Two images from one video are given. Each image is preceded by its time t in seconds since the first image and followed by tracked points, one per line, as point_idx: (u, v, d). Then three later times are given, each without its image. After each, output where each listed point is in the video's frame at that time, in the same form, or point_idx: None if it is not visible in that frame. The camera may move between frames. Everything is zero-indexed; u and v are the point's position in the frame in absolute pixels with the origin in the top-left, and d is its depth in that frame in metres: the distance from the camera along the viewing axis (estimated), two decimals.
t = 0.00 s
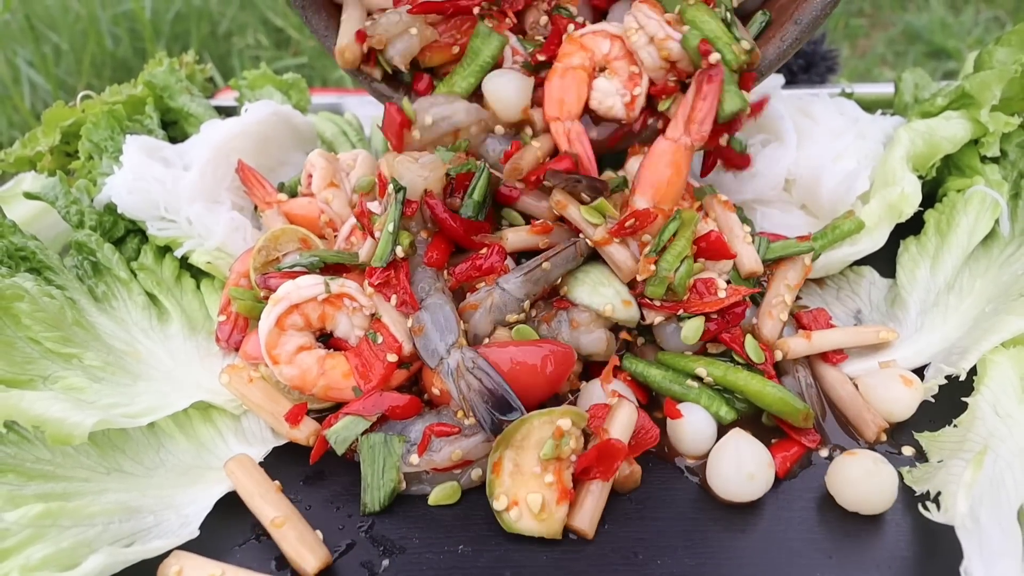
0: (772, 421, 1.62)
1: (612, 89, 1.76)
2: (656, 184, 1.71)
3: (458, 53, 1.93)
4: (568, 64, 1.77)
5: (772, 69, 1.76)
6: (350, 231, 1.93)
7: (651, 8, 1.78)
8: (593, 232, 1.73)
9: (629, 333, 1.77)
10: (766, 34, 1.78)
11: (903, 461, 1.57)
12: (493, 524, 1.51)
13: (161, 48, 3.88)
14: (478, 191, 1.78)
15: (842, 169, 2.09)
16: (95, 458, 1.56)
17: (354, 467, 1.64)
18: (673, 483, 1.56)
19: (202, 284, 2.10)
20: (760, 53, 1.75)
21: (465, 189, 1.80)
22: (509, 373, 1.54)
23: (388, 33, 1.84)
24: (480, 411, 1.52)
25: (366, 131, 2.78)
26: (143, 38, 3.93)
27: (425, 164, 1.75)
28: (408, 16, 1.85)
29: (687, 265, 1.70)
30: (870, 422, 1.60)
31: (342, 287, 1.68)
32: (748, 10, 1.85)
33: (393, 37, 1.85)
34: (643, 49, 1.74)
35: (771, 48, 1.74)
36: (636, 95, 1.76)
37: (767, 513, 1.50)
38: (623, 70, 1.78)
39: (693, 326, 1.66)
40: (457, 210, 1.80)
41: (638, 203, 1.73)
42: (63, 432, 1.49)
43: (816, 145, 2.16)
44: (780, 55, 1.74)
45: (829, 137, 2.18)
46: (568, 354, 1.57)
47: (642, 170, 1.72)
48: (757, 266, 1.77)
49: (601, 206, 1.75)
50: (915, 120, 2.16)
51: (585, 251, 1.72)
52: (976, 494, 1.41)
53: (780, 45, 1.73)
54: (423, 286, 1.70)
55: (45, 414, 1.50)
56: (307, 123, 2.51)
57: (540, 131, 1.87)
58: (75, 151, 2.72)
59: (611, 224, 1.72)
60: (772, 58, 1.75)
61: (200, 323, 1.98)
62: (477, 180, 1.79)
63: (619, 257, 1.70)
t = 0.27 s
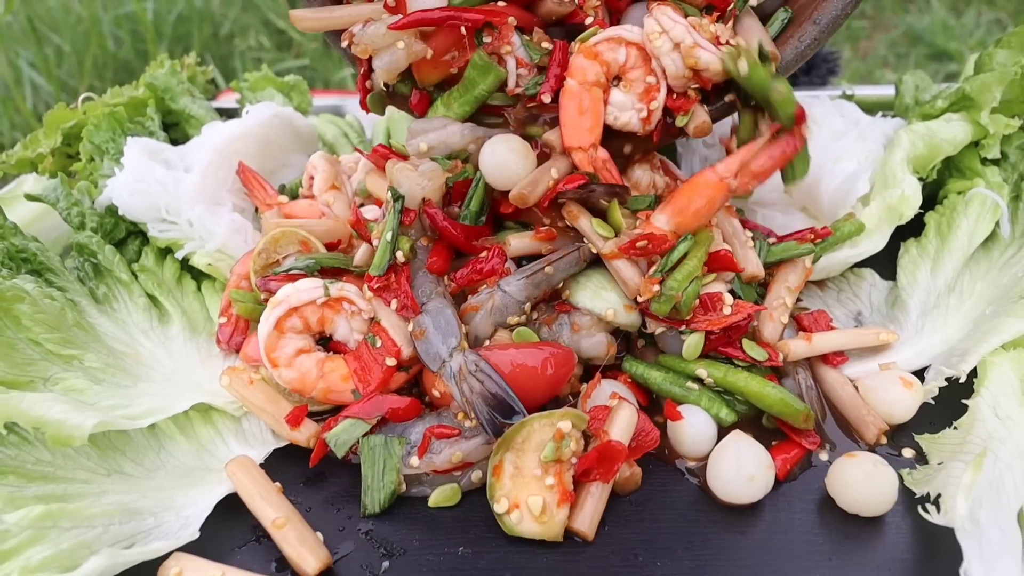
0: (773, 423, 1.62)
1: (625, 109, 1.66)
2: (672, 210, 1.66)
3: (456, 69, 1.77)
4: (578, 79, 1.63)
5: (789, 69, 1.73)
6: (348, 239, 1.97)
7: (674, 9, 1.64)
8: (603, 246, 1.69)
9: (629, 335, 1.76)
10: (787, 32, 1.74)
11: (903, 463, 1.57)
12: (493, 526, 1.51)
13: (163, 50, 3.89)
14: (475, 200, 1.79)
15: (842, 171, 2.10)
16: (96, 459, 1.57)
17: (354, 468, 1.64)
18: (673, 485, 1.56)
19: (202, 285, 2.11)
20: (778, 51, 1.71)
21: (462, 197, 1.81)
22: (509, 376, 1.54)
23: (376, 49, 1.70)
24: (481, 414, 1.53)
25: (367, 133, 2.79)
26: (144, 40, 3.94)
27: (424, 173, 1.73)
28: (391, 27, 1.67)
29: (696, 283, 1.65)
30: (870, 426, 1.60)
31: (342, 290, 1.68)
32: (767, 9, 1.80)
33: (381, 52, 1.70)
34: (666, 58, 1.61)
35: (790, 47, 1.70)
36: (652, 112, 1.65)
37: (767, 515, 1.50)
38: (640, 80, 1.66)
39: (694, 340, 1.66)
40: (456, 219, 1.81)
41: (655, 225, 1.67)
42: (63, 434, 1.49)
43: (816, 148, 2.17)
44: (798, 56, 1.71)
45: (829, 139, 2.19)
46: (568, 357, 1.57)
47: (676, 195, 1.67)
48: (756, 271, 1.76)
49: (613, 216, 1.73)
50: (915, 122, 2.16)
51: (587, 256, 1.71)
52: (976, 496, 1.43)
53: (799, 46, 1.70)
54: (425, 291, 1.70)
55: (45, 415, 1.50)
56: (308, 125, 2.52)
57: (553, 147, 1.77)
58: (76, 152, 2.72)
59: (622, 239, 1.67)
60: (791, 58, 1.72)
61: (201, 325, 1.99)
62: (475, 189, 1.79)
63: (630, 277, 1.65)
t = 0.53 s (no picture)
0: (774, 425, 1.62)
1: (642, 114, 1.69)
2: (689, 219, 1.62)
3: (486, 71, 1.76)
4: (600, 82, 1.66)
5: (804, 65, 1.65)
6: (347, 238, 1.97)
7: (692, 10, 1.66)
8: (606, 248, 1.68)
9: (630, 336, 1.75)
10: (800, 28, 1.66)
11: (905, 466, 1.57)
12: (493, 528, 1.51)
13: (163, 50, 3.89)
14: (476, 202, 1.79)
15: (842, 173, 2.10)
16: (95, 461, 1.56)
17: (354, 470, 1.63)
18: (673, 487, 1.55)
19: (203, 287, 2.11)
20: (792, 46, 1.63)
21: (464, 199, 1.82)
22: (510, 378, 1.54)
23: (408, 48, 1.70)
24: (481, 417, 1.52)
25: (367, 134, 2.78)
26: (145, 40, 3.94)
27: (426, 174, 1.73)
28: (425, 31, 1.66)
29: (699, 289, 1.64)
30: (871, 428, 1.60)
31: (341, 292, 1.68)
32: (781, 6, 1.73)
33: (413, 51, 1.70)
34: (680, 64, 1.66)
35: (802, 44, 1.63)
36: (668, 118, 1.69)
37: (768, 517, 1.49)
38: (661, 79, 1.68)
39: (695, 343, 1.65)
40: (457, 219, 1.81)
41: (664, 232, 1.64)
42: (62, 436, 1.49)
43: (817, 149, 2.16)
44: (813, 52, 1.62)
45: (831, 140, 2.18)
46: (569, 358, 1.57)
47: (696, 205, 1.62)
48: (755, 273, 1.75)
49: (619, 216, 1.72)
50: (916, 124, 2.16)
51: (588, 257, 1.71)
52: (977, 500, 1.42)
53: (812, 42, 1.62)
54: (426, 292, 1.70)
55: (44, 418, 1.51)
56: (308, 126, 2.52)
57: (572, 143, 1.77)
58: (76, 153, 2.72)
59: (629, 241, 1.66)
60: (806, 54, 1.63)
61: (201, 327, 1.98)
62: (477, 191, 1.79)
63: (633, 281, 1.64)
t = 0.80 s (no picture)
0: (774, 430, 1.61)
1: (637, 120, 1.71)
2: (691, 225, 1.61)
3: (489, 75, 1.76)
4: (601, 92, 1.72)
5: (798, 62, 1.68)
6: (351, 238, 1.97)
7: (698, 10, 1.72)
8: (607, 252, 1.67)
9: (630, 340, 1.75)
10: (794, 26, 1.71)
11: (905, 471, 1.57)
12: (494, 534, 1.50)
13: (164, 51, 3.89)
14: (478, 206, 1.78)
15: (843, 176, 2.10)
16: (94, 466, 1.57)
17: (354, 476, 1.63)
18: (674, 492, 1.55)
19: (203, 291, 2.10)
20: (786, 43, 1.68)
21: (464, 204, 1.80)
22: (510, 383, 1.53)
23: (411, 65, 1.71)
24: (481, 423, 1.52)
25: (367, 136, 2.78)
26: (145, 41, 3.93)
27: (426, 179, 1.71)
28: (417, 48, 1.66)
29: (699, 296, 1.64)
30: (871, 434, 1.60)
31: (342, 297, 1.68)
32: (775, 6, 1.78)
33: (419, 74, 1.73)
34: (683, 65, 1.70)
35: (794, 42, 1.67)
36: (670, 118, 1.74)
37: (769, 523, 1.49)
38: (663, 85, 1.73)
39: (696, 348, 1.64)
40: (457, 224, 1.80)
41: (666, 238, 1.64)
42: (61, 442, 1.49)
43: (818, 152, 2.16)
44: (805, 50, 1.66)
45: (832, 143, 2.18)
46: (569, 363, 1.57)
47: (700, 211, 1.62)
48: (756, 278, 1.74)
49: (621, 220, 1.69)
50: (916, 127, 2.16)
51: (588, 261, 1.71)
52: (978, 506, 1.42)
53: (804, 40, 1.66)
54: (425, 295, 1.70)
55: (44, 423, 1.51)
56: (309, 128, 2.52)
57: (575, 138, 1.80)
58: (76, 155, 2.72)
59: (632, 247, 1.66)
60: (798, 52, 1.67)
61: (201, 330, 1.98)
62: (477, 196, 1.78)
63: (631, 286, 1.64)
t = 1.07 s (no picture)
0: (774, 434, 1.61)
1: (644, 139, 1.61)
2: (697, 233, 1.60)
3: (477, 188, 1.61)
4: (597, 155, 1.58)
5: (809, 58, 1.64)
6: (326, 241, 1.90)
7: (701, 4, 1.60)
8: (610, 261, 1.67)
9: (630, 345, 1.75)
10: (806, 20, 1.65)
11: (906, 475, 1.57)
12: (493, 539, 1.50)
13: (164, 52, 3.88)
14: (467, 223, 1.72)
15: (844, 180, 2.09)
16: (93, 471, 1.57)
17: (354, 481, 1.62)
18: (674, 498, 1.55)
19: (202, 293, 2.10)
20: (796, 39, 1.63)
21: (452, 224, 1.75)
22: (511, 388, 1.55)
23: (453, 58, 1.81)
24: (484, 430, 1.54)
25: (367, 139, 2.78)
26: (145, 42, 3.93)
27: (415, 203, 1.66)
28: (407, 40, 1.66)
29: (705, 303, 1.63)
30: (870, 436, 1.60)
31: (333, 310, 1.66)
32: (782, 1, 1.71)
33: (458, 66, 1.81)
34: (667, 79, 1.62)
35: (807, 36, 1.62)
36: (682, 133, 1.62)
37: (770, 528, 1.49)
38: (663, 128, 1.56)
39: (698, 354, 1.64)
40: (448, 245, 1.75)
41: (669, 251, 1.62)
42: (59, 447, 1.49)
43: (819, 155, 2.16)
44: (818, 44, 1.62)
45: (833, 147, 2.17)
46: (569, 368, 1.57)
47: (705, 220, 1.61)
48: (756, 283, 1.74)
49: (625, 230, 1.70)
50: (917, 130, 2.16)
51: (589, 266, 1.70)
52: (980, 512, 1.43)
53: (818, 33, 1.62)
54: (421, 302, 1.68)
55: (42, 428, 1.51)
56: (308, 131, 2.51)
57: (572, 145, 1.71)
58: (76, 158, 2.72)
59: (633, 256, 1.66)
60: (809, 47, 1.63)
61: (200, 334, 1.97)
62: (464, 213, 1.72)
63: (636, 296, 1.62)
